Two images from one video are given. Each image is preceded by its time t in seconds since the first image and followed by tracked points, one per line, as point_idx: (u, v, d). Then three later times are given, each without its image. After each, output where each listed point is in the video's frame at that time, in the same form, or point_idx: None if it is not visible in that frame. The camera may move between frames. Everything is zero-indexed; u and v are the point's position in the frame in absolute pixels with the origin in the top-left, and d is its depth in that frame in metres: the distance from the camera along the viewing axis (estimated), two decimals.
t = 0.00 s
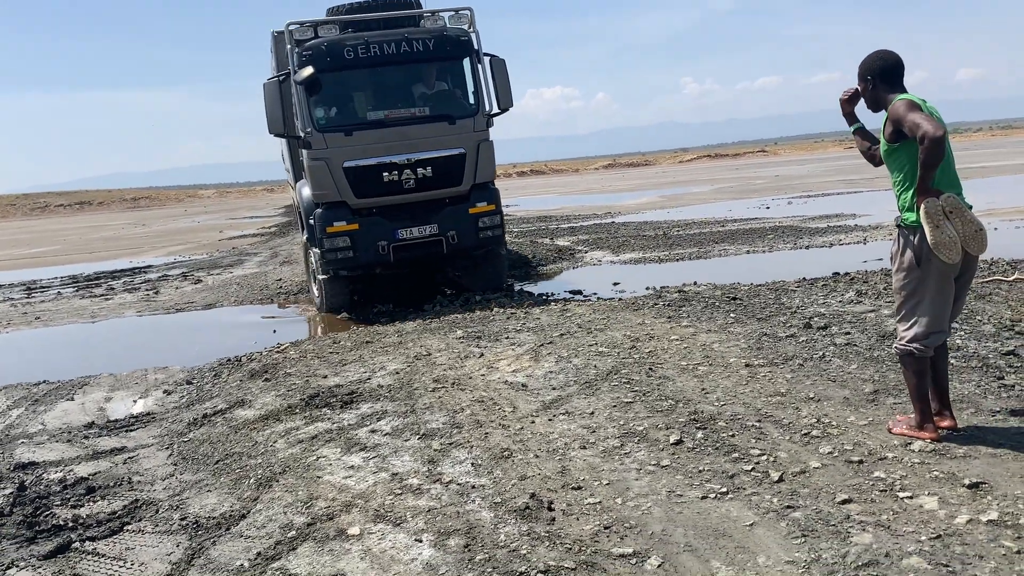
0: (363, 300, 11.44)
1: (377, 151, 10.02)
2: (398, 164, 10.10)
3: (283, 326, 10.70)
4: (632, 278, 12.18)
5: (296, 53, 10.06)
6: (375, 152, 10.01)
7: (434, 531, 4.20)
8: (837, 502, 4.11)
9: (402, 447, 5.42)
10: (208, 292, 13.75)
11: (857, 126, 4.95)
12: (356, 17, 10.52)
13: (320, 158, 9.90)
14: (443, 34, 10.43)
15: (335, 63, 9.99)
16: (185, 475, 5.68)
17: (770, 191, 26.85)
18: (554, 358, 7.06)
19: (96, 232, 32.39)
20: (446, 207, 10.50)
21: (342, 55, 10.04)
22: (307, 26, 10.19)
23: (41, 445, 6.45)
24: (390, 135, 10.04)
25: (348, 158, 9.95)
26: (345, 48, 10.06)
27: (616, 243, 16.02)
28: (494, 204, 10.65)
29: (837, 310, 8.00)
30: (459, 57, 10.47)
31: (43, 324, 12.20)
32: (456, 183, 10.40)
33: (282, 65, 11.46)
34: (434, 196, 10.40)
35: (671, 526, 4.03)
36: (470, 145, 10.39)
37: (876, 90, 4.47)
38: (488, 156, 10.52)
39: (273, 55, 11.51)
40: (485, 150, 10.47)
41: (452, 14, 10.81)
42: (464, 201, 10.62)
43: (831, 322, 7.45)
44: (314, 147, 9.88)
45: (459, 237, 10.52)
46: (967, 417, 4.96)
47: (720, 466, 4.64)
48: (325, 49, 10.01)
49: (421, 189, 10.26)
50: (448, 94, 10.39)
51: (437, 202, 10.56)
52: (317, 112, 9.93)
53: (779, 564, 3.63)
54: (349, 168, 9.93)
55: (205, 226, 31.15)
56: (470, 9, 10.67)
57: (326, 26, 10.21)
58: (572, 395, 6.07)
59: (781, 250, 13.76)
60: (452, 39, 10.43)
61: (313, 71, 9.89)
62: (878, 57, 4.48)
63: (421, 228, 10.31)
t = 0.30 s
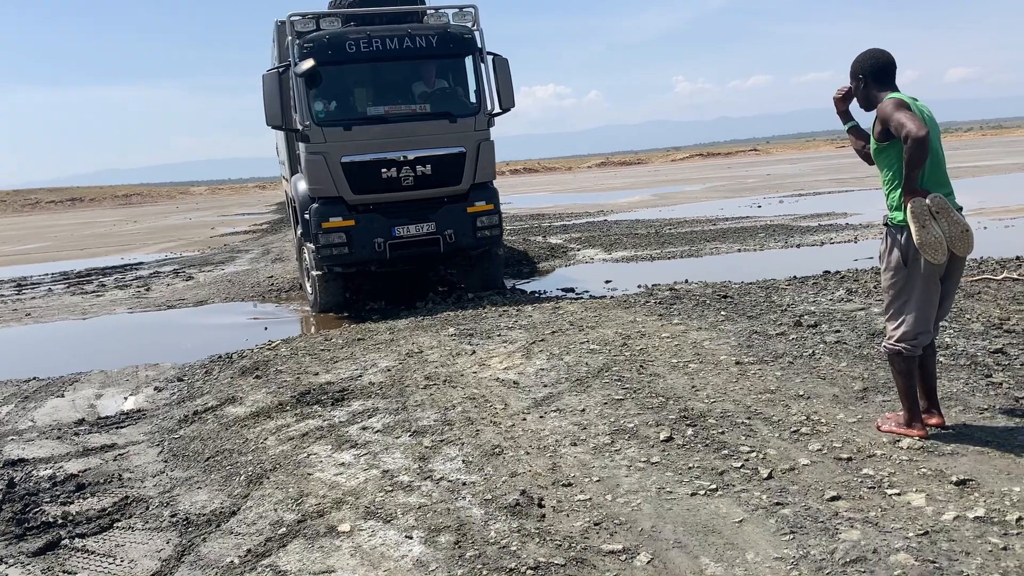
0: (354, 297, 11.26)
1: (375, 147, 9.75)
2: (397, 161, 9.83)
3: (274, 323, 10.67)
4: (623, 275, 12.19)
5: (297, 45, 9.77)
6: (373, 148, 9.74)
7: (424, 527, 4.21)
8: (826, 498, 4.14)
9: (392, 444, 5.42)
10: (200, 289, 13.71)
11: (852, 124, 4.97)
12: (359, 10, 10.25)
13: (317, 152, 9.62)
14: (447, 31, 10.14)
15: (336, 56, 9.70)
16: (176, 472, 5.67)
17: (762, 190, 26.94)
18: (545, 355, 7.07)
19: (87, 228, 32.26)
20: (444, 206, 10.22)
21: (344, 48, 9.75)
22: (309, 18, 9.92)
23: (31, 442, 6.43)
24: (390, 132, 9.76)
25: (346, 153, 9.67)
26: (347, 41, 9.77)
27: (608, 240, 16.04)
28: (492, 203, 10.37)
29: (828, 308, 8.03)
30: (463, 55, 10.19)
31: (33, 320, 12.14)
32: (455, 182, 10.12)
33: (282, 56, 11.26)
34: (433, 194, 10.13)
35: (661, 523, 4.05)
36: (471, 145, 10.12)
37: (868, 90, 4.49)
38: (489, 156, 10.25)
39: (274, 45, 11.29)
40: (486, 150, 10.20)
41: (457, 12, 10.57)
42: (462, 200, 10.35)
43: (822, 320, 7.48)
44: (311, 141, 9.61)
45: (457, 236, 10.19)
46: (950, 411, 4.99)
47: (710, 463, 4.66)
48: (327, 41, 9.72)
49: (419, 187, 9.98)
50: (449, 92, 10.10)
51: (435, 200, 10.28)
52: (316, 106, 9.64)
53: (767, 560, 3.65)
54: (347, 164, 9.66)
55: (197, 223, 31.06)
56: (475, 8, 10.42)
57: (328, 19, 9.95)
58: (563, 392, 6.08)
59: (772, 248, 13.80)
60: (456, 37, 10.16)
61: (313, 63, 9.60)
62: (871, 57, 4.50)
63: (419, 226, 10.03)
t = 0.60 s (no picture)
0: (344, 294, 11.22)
1: (369, 142, 9.69)
2: (391, 157, 9.78)
3: (262, 321, 10.61)
4: (613, 274, 12.21)
5: (289, 38, 9.69)
6: (367, 144, 9.68)
7: (414, 524, 4.20)
8: (815, 496, 4.16)
9: (382, 441, 5.41)
10: (188, 286, 13.64)
11: (851, 123, 4.99)
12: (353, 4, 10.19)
13: (310, 146, 9.56)
14: (442, 26, 10.12)
15: (329, 50, 9.63)
16: (164, 469, 5.64)
17: (750, 189, 27.03)
18: (535, 353, 7.08)
19: (73, 224, 32.00)
20: (438, 202, 10.18)
21: (337, 42, 9.69)
22: (302, 11, 9.85)
23: (18, 439, 6.37)
24: (384, 126, 9.70)
25: (339, 148, 9.61)
26: (341, 35, 9.71)
27: (598, 239, 16.05)
28: (487, 200, 10.33)
29: (816, 307, 8.07)
30: (457, 50, 10.17)
31: (19, 317, 12.04)
32: (449, 178, 10.08)
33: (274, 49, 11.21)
34: (426, 190, 10.09)
35: (651, 520, 4.06)
36: (465, 141, 10.08)
37: (864, 91, 4.52)
38: (483, 153, 10.21)
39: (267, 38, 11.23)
40: (481, 147, 10.16)
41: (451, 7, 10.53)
42: (456, 197, 10.31)
43: (810, 319, 7.52)
44: (304, 136, 9.53)
45: (450, 232, 10.17)
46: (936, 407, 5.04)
47: (700, 461, 4.68)
48: (320, 35, 9.66)
49: (413, 182, 9.94)
50: (444, 87, 10.06)
51: (428, 196, 10.25)
52: (309, 100, 9.56)
53: (757, 558, 3.66)
54: (339, 159, 9.60)
55: (184, 219, 30.85)
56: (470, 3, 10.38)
57: (321, 12, 9.88)
58: (553, 390, 6.09)
59: (761, 248, 13.86)
60: (450, 32, 10.13)
61: (306, 57, 9.53)
62: (866, 58, 4.53)
63: (412, 223, 10.01)
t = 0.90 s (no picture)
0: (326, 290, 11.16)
1: (353, 135, 9.64)
2: (376, 149, 9.74)
3: (244, 317, 10.54)
4: (596, 271, 12.24)
5: (272, 30, 9.64)
6: (352, 136, 9.64)
7: (397, 521, 4.20)
8: (795, 492, 4.19)
9: (365, 438, 5.40)
10: (169, 281, 13.52)
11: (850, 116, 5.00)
12: None
13: (294, 139, 9.50)
14: (426, 18, 10.08)
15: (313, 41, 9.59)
16: (144, 465, 5.60)
17: (732, 187, 27.17)
18: (519, 349, 7.09)
19: (51, 219, 31.62)
20: (424, 196, 10.15)
21: (321, 34, 9.65)
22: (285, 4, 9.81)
23: None
24: (368, 119, 9.65)
25: (323, 140, 9.56)
26: (324, 27, 9.67)
27: (581, 236, 16.08)
28: (473, 194, 10.30)
29: (797, 305, 8.13)
30: (442, 42, 10.13)
31: None
32: (434, 171, 10.05)
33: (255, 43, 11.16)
34: (412, 184, 10.05)
35: (633, 516, 4.08)
36: (452, 134, 10.03)
37: (868, 87, 4.54)
38: (470, 145, 10.17)
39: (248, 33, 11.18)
40: (467, 139, 10.11)
41: None
42: (442, 190, 10.27)
43: (791, 316, 7.58)
44: (288, 129, 9.48)
45: (436, 227, 10.14)
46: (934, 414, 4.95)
47: (681, 457, 4.70)
48: (303, 27, 9.61)
49: (398, 176, 9.91)
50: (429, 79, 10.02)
51: (415, 190, 10.21)
52: (292, 92, 9.51)
53: (738, 553, 3.69)
54: (323, 151, 9.55)
55: (165, 214, 30.57)
56: None
57: (304, 5, 9.85)
58: (536, 386, 6.10)
59: (743, 245, 13.94)
60: (435, 24, 10.09)
61: (290, 49, 9.49)
62: (870, 54, 4.54)
63: (398, 217, 9.96)
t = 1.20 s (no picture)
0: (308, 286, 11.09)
1: (333, 129, 9.58)
2: (357, 144, 9.69)
3: (224, 311, 10.45)
4: (577, 267, 12.26)
5: (249, 23, 9.54)
6: (333, 131, 9.58)
7: (376, 517, 4.19)
8: (773, 487, 4.23)
9: (344, 434, 5.38)
10: (146, 276, 13.39)
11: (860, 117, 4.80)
12: None
13: (273, 134, 9.44)
14: (407, 10, 10.00)
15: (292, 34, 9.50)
16: (121, 461, 5.54)
17: (712, 185, 27.32)
18: (499, 345, 7.09)
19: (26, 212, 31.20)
20: (406, 191, 10.11)
21: (300, 27, 9.56)
22: None
23: None
24: (349, 113, 9.60)
25: (302, 135, 9.50)
26: (303, 19, 9.58)
27: (562, 232, 16.10)
28: (456, 188, 10.27)
29: (776, 302, 8.19)
30: (423, 34, 10.07)
31: None
32: (417, 166, 10.01)
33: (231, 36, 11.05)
34: (394, 179, 10.00)
35: (612, 512, 4.10)
36: (434, 127, 10.01)
37: (888, 83, 4.36)
38: (452, 139, 10.14)
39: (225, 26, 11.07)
40: (449, 133, 10.08)
41: None
42: (425, 185, 10.24)
43: (770, 313, 7.63)
44: (267, 123, 9.41)
45: (419, 223, 10.10)
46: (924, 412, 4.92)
47: (660, 453, 4.73)
48: (282, 19, 9.52)
49: (381, 170, 9.86)
50: (410, 72, 9.97)
51: (397, 185, 10.17)
52: (271, 86, 9.44)
53: (716, 548, 3.72)
54: (303, 146, 9.49)
55: (143, 208, 30.26)
56: None
57: None
58: (516, 382, 6.11)
59: (722, 243, 14.02)
60: (416, 16, 10.02)
61: (268, 42, 9.39)
62: (889, 48, 4.36)
63: (380, 213, 9.92)
